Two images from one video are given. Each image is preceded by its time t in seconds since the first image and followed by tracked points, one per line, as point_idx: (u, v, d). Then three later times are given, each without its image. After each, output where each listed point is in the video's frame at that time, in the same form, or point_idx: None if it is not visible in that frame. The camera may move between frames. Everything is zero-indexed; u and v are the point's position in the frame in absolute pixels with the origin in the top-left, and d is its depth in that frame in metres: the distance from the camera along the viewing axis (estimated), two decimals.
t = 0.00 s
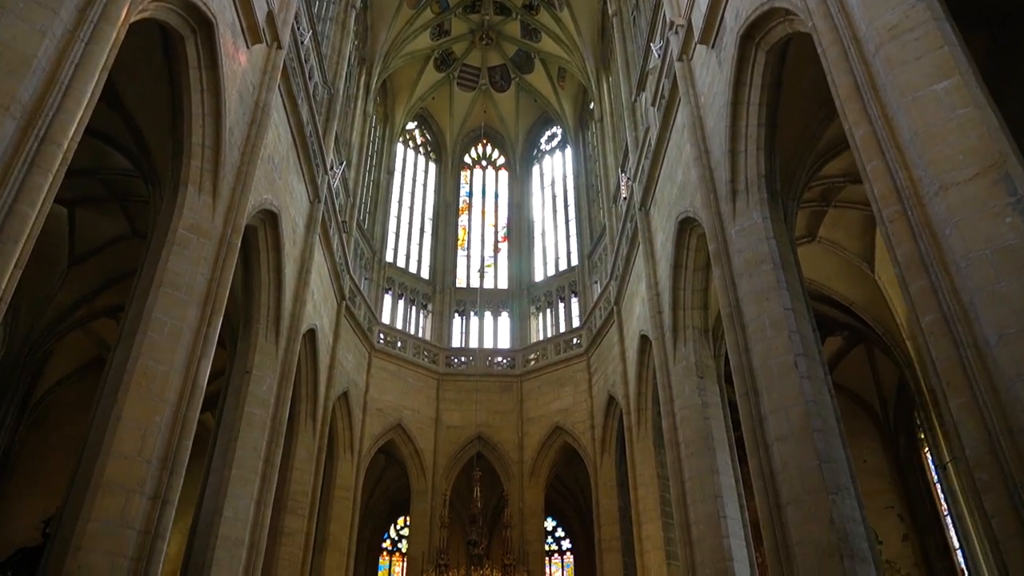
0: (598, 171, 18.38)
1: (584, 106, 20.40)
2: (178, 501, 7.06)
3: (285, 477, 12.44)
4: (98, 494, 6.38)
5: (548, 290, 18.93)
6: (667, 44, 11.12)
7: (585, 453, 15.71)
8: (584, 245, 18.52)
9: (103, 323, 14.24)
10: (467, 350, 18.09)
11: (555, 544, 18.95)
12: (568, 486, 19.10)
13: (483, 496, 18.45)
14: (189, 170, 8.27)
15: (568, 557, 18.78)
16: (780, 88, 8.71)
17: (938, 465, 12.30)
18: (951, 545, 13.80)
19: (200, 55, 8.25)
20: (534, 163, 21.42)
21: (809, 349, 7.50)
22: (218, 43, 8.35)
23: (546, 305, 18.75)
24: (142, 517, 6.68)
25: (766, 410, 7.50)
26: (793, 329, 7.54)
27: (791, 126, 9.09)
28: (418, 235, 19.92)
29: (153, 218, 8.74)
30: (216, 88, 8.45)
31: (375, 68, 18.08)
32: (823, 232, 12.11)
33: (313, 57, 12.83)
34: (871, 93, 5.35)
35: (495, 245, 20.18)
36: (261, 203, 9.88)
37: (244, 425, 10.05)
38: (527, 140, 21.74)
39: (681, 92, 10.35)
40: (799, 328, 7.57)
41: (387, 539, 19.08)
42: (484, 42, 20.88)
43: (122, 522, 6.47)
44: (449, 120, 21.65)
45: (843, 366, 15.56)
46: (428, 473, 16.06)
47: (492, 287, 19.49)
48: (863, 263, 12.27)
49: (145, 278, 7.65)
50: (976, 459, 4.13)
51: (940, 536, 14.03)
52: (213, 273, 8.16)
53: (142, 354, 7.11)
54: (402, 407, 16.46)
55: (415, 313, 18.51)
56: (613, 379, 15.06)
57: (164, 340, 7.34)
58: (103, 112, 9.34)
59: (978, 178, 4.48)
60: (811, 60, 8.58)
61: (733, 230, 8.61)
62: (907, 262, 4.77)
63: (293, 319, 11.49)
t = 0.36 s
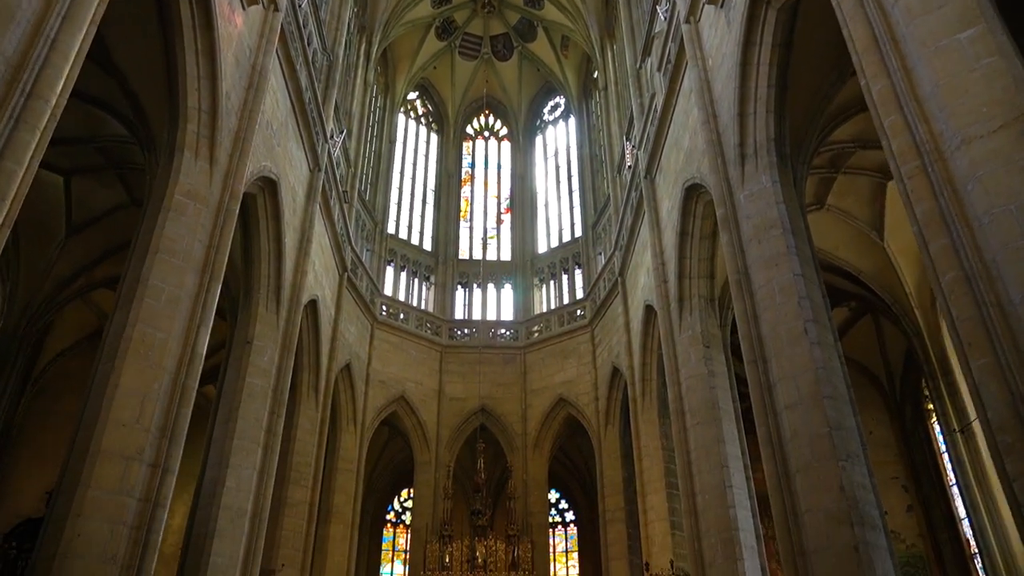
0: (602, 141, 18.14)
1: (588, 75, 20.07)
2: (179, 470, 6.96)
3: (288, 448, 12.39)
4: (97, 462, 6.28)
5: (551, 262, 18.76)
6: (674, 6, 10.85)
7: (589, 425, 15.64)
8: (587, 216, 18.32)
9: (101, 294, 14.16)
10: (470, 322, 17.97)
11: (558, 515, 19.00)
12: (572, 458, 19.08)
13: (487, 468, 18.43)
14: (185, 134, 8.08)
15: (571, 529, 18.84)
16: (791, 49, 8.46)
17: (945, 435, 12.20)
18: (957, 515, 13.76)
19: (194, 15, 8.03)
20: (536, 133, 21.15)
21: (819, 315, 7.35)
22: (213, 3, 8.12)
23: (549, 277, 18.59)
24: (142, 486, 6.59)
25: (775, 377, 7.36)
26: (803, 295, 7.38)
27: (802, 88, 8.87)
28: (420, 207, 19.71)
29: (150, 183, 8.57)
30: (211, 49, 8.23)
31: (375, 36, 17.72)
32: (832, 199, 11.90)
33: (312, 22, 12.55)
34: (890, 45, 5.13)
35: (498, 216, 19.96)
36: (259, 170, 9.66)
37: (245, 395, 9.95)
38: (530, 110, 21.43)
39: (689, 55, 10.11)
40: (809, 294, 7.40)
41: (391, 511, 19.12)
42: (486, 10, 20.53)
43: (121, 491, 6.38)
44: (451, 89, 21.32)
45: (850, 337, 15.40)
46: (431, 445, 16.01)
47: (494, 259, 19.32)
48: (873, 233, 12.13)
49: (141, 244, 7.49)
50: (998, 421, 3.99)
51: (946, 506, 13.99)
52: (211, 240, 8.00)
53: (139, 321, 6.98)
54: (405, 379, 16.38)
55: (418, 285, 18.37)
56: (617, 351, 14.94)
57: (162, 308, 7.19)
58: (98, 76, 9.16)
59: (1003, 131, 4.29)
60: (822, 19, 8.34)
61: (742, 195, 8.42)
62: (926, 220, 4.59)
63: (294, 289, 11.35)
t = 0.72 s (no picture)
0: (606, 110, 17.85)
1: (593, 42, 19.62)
2: (178, 437, 6.84)
3: (290, 418, 12.31)
4: (94, 429, 6.16)
5: (554, 234, 18.55)
6: None
7: (593, 396, 15.55)
8: (592, 186, 18.09)
9: (99, 263, 14.08)
10: (473, 293, 17.81)
11: (561, 487, 18.99)
12: (576, 430, 19.01)
13: (490, 439, 18.39)
14: (181, 95, 7.89)
15: (575, 500, 18.83)
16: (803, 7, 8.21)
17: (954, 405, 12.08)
18: (963, 486, 13.67)
19: None
20: (540, 103, 20.84)
21: (831, 280, 7.18)
22: None
23: (553, 248, 18.41)
24: (141, 453, 6.47)
25: (785, 343, 7.20)
26: (815, 260, 7.20)
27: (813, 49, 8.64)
28: (422, 178, 19.48)
29: (146, 146, 8.39)
30: (206, 7, 8.02)
31: (375, 2, 17.36)
32: (842, 166, 11.71)
33: None
34: None
35: (501, 187, 19.77)
36: (258, 135, 9.47)
37: (246, 365, 9.84)
38: (534, 79, 21.07)
39: (697, 16, 9.86)
40: (821, 258, 7.23)
41: (394, 483, 19.12)
42: None
43: (120, 457, 6.27)
44: (453, 58, 20.92)
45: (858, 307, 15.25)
46: (434, 417, 15.94)
47: (497, 230, 19.12)
48: (883, 199, 12.02)
49: (137, 208, 7.32)
50: None
51: (952, 477, 13.90)
52: (209, 204, 7.83)
53: (136, 286, 6.83)
54: (408, 350, 16.27)
55: (420, 256, 18.20)
56: (621, 322, 14.81)
57: (159, 273, 7.04)
58: (92, 37, 8.96)
59: None
60: None
61: (752, 158, 8.22)
62: (950, 174, 4.41)
63: (295, 257, 11.21)
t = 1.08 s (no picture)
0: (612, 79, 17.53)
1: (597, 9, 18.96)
2: (178, 404, 6.72)
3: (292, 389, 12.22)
4: (90, 394, 6.05)
5: (558, 205, 18.33)
6: None
7: (597, 368, 15.44)
8: (596, 157, 17.83)
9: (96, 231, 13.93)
10: (476, 265, 17.66)
11: (565, 460, 18.96)
12: (579, 403, 18.94)
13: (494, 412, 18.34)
14: (176, 56, 7.68)
15: (578, 473, 18.81)
16: None
17: (963, 376, 11.95)
18: (970, 458, 13.58)
19: None
20: (544, 72, 20.48)
21: (844, 245, 7.01)
22: None
23: (556, 220, 18.21)
24: (139, 419, 6.35)
25: (795, 310, 7.04)
26: (827, 225, 7.02)
27: (827, 9, 8.38)
28: (424, 149, 19.24)
29: (141, 110, 8.19)
30: None
31: None
32: (853, 132, 11.52)
33: None
34: None
35: (504, 158, 19.54)
36: (256, 99, 9.25)
37: (246, 335, 9.71)
38: (538, 49, 20.67)
39: None
40: (833, 223, 7.05)
41: (397, 456, 19.13)
42: None
43: (118, 424, 6.16)
44: (455, 27, 20.50)
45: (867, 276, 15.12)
46: (437, 389, 15.86)
47: (501, 201, 18.91)
48: (895, 167, 11.88)
49: (133, 172, 7.15)
50: None
51: (959, 449, 13.81)
52: (207, 169, 7.65)
53: (132, 251, 6.69)
54: (410, 322, 16.14)
55: (423, 228, 18.02)
56: (626, 293, 14.65)
57: (156, 238, 6.88)
58: None
59: None
60: None
61: (763, 121, 8.01)
62: (975, 126, 4.22)
63: (296, 226, 11.03)
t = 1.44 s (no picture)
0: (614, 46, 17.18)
1: None
2: (173, 371, 6.56)
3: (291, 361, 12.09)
4: (81, 361, 5.90)
5: (560, 175, 18.09)
6: None
7: (599, 339, 15.29)
8: (598, 126, 17.54)
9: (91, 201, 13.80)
10: (476, 237, 17.46)
11: (567, 433, 18.90)
12: (581, 375, 18.84)
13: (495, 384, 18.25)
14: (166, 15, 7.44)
15: (580, 446, 18.82)
16: None
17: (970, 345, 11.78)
18: (976, 428, 13.47)
19: None
20: (545, 41, 20.11)
21: (855, 207, 6.82)
22: None
23: (558, 191, 17.98)
24: (133, 387, 6.21)
25: (805, 274, 6.86)
26: (838, 186, 6.83)
27: None
28: (424, 119, 18.95)
29: (131, 72, 7.97)
30: None
31: None
32: (862, 96, 11.31)
33: None
34: None
35: (505, 128, 19.28)
36: (250, 62, 9.01)
37: (243, 304, 9.56)
38: (539, 16, 20.20)
39: None
40: (844, 185, 6.85)
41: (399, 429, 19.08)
42: None
43: (111, 391, 6.01)
44: None
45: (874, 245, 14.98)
46: (438, 361, 15.75)
47: (501, 172, 18.67)
48: (905, 132, 11.71)
49: (123, 134, 6.96)
50: None
51: (965, 420, 13.69)
52: (200, 132, 7.45)
53: (123, 215, 6.51)
54: (410, 294, 15.98)
55: (423, 199, 17.80)
56: (629, 264, 14.47)
57: (147, 202, 6.70)
58: None
59: None
60: None
61: (772, 81, 7.77)
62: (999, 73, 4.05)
63: (293, 194, 10.84)
